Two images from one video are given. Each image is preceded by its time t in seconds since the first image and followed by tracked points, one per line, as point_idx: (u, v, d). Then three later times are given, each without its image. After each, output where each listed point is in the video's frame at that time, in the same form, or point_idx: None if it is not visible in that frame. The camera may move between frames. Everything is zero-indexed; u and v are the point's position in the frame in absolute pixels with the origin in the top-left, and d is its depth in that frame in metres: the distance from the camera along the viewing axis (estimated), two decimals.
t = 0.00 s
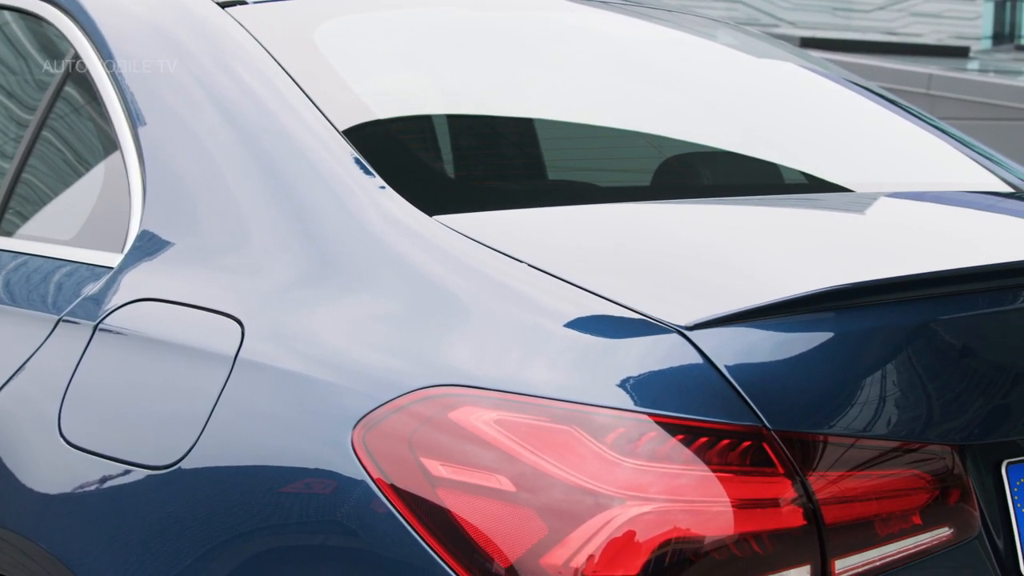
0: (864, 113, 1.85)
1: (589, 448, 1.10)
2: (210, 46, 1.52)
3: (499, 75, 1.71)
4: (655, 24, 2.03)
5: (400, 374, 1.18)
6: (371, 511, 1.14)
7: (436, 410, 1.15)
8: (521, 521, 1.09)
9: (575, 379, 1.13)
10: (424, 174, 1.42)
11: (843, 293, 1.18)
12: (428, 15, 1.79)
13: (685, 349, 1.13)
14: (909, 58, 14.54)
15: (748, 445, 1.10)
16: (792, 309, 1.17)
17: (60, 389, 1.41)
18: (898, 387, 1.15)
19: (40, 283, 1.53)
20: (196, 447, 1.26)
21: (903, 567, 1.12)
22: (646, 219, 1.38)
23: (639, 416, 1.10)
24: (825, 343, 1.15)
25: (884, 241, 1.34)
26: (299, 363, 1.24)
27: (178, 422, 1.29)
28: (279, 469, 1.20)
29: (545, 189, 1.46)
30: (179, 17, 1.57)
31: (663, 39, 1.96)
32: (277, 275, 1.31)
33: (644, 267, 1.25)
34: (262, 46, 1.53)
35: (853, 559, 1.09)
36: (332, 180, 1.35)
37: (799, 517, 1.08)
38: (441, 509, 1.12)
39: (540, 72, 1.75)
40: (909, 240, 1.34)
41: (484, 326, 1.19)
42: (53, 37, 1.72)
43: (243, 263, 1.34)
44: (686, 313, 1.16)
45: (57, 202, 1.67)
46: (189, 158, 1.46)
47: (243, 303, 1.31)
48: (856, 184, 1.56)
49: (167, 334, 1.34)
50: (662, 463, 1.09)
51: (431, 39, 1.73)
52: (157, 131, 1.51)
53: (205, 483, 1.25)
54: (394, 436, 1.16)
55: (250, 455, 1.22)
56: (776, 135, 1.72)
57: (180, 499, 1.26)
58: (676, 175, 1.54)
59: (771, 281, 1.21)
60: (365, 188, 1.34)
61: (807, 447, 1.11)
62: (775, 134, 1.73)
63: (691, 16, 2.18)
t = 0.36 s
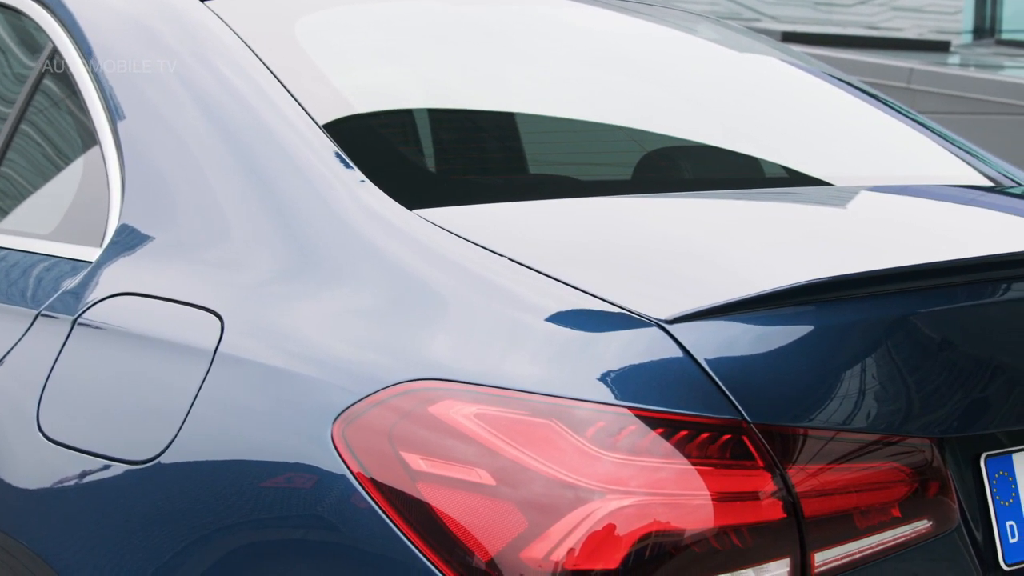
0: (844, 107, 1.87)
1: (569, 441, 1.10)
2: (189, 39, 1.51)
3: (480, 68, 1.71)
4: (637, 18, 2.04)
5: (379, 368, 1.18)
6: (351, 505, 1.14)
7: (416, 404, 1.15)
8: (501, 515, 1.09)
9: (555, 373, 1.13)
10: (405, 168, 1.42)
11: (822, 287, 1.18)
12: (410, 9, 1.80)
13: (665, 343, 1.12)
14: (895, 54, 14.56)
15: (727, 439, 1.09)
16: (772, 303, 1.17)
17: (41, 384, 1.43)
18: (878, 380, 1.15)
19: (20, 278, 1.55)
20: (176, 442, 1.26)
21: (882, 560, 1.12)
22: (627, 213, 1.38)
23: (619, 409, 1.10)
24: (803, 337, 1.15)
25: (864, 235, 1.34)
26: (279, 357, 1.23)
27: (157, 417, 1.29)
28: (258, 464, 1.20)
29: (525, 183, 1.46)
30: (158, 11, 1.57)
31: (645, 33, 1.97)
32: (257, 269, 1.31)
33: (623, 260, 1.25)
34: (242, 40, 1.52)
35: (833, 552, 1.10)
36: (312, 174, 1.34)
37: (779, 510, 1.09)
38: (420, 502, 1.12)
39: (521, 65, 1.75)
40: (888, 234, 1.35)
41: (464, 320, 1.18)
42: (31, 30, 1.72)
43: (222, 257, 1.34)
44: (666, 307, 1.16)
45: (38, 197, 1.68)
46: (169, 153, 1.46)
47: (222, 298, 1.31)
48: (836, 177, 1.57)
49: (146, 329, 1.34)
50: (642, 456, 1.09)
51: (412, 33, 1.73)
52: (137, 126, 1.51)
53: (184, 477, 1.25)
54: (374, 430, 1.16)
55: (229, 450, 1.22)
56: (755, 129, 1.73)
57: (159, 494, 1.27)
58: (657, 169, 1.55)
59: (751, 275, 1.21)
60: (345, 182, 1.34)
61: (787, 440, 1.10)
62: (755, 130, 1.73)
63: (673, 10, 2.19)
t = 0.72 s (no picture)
0: (825, 101, 1.87)
1: (550, 435, 1.10)
2: (169, 33, 1.51)
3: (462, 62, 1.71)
4: (619, 12, 2.04)
5: (360, 362, 1.18)
6: (333, 499, 1.14)
7: (397, 397, 1.15)
8: (483, 508, 1.09)
9: (535, 366, 1.13)
10: (387, 163, 1.42)
11: (804, 279, 1.18)
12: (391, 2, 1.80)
13: (646, 337, 1.12)
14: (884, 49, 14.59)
15: (708, 432, 1.10)
16: (754, 294, 1.16)
17: (21, 378, 1.42)
18: (858, 372, 1.14)
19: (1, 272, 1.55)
20: (156, 436, 1.26)
21: (863, 552, 1.12)
22: (607, 206, 1.38)
23: (600, 403, 1.10)
24: (785, 330, 1.14)
25: (844, 227, 1.34)
26: (260, 351, 1.23)
27: (137, 411, 1.29)
28: (239, 458, 1.20)
29: (506, 176, 1.46)
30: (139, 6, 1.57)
31: (627, 27, 1.98)
32: (238, 263, 1.31)
33: (603, 253, 1.26)
34: (222, 33, 1.51)
35: (814, 544, 1.10)
36: (292, 168, 1.34)
37: (759, 502, 1.09)
38: (401, 496, 1.12)
39: (503, 59, 1.76)
40: (868, 227, 1.35)
41: (444, 313, 1.18)
42: (11, 24, 1.72)
43: (204, 251, 1.34)
44: (646, 300, 1.16)
45: (19, 191, 1.68)
46: (149, 147, 1.45)
47: (203, 291, 1.30)
48: (816, 170, 1.58)
49: (126, 323, 1.34)
50: (623, 449, 1.09)
51: (393, 26, 1.73)
52: (116, 120, 1.50)
53: (164, 470, 1.25)
54: (355, 424, 1.16)
55: (210, 444, 1.22)
56: (736, 123, 1.74)
57: (139, 488, 1.27)
58: (638, 162, 1.56)
59: (730, 267, 1.22)
60: (326, 175, 1.34)
61: (768, 432, 1.10)
62: (736, 123, 1.74)
63: (655, 4, 2.20)
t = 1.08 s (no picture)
0: (807, 95, 1.88)
1: (532, 428, 1.10)
2: (150, 27, 1.51)
3: (445, 56, 1.71)
4: (602, 6, 2.04)
5: (341, 355, 1.18)
6: (314, 493, 1.14)
7: (378, 391, 1.15)
8: (464, 502, 1.09)
9: (516, 359, 1.13)
10: (369, 156, 1.42)
11: (785, 272, 1.18)
12: None
13: (628, 330, 1.12)
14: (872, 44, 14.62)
15: (689, 425, 1.10)
16: (733, 288, 1.16)
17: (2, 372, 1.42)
18: (839, 365, 1.14)
19: None
20: (136, 430, 1.26)
21: (845, 544, 1.12)
22: (589, 200, 1.39)
23: (581, 396, 1.10)
24: (765, 323, 1.14)
25: (825, 220, 1.35)
26: (241, 345, 1.23)
27: (117, 405, 1.29)
28: (221, 452, 1.20)
29: (489, 170, 1.47)
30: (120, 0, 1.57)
31: (610, 21, 1.98)
32: (218, 256, 1.30)
33: (584, 246, 1.26)
34: (203, 27, 1.51)
35: (794, 536, 1.10)
36: (273, 161, 1.34)
37: (740, 495, 1.09)
38: (382, 490, 1.12)
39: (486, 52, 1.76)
40: (850, 220, 1.35)
41: (425, 306, 1.18)
42: None
43: (185, 244, 1.33)
44: (627, 293, 1.16)
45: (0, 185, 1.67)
46: (130, 141, 1.45)
47: (184, 285, 1.30)
48: (797, 164, 1.59)
49: (106, 317, 1.34)
50: (604, 442, 1.09)
51: (376, 20, 1.73)
52: (97, 114, 1.50)
53: (145, 464, 1.25)
54: (336, 417, 1.16)
55: (191, 437, 1.22)
56: (718, 117, 1.75)
57: (121, 483, 1.26)
58: (621, 155, 1.57)
59: (710, 260, 1.22)
60: (307, 169, 1.33)
61: (749, 425, 1.10)
62: (719, 117, 1.75)
63: None
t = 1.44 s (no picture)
0: (789, 90, 1.89)
1: (513, 422, 1.10)
2: (131, 22, 1.51)
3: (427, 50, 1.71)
4: None
5: (322, 349, 1.17)
6: (295, 487, 1.14)
7: (359, 385, 1.15)
8: (445, 495, 1.09)
9: (498, 352, 1.13)
10: (350, 150, 1.42)
11: (766, 266, 1.18)
12: None
13: (609, 323, 1.12)
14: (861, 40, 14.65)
15: (671, 418, 1.10)
16: (714, 282, 1.16)
17: None
18: (820, 358, 1.14)
19: None
20: (116, 424, 1.26)
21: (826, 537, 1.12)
22: (570, 193, 1.39)
23: (563, 389, 1.10)
24: (746, 316, 1.15)
25: (807, 214, 1.35)
26: (222, 339, 1.23)
27: (97, 399, 1.29)
28: (203, 447, 1.20)
29: (470, 163, 1.47)
30: None
31: (592, 15, 1.98)
32: (199, 250, 1.30)
33: (564, 239, 1.26)
34: (184, 21, 1.51)
35: (775, 529, 1.10)
36: (255, 155, 1.34)
37: (722, 487, 1.09)
38: (363, 484, 1.12)
39: (469, 46, 1.76)
40: (831, 213, 1.35)
41: (406, 300, 1.18)
42: None
43: (165, 239, 1.33)
44: (608, 287, 1.16)
45: None
46: (110, 135, 1.45)
47: (164, 279, 1.30)
48: (777, 158, 1.60)
49: (87, 311, 1.34)
50: (585, 435, 1.09)
51: (358, 14, 1.73)
52: (77, 108, 1.50)
53: (125, 459, 1.25)
54: (317, 411, 1.15)
55: (171, 432, 1.22)
56: (700, 111, 1.75)
57: (102, 478, 1.26)
58: (602, 150, 1.58)
59: (691, 253, 1.22)
60: (288, 163, 1.33)
61: (730, 418, 1.10)
62: (701, 111, 1.75)
63: None
